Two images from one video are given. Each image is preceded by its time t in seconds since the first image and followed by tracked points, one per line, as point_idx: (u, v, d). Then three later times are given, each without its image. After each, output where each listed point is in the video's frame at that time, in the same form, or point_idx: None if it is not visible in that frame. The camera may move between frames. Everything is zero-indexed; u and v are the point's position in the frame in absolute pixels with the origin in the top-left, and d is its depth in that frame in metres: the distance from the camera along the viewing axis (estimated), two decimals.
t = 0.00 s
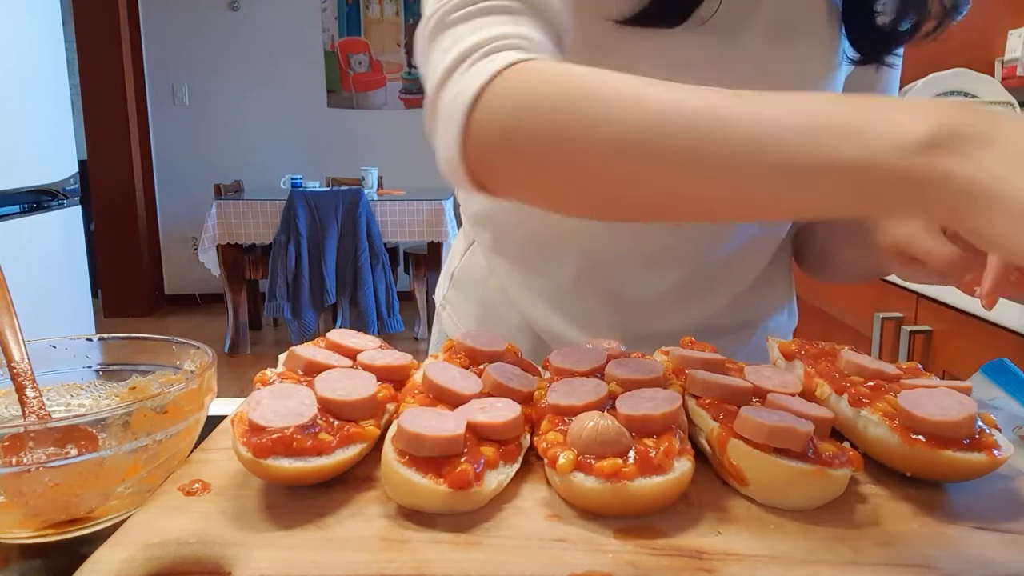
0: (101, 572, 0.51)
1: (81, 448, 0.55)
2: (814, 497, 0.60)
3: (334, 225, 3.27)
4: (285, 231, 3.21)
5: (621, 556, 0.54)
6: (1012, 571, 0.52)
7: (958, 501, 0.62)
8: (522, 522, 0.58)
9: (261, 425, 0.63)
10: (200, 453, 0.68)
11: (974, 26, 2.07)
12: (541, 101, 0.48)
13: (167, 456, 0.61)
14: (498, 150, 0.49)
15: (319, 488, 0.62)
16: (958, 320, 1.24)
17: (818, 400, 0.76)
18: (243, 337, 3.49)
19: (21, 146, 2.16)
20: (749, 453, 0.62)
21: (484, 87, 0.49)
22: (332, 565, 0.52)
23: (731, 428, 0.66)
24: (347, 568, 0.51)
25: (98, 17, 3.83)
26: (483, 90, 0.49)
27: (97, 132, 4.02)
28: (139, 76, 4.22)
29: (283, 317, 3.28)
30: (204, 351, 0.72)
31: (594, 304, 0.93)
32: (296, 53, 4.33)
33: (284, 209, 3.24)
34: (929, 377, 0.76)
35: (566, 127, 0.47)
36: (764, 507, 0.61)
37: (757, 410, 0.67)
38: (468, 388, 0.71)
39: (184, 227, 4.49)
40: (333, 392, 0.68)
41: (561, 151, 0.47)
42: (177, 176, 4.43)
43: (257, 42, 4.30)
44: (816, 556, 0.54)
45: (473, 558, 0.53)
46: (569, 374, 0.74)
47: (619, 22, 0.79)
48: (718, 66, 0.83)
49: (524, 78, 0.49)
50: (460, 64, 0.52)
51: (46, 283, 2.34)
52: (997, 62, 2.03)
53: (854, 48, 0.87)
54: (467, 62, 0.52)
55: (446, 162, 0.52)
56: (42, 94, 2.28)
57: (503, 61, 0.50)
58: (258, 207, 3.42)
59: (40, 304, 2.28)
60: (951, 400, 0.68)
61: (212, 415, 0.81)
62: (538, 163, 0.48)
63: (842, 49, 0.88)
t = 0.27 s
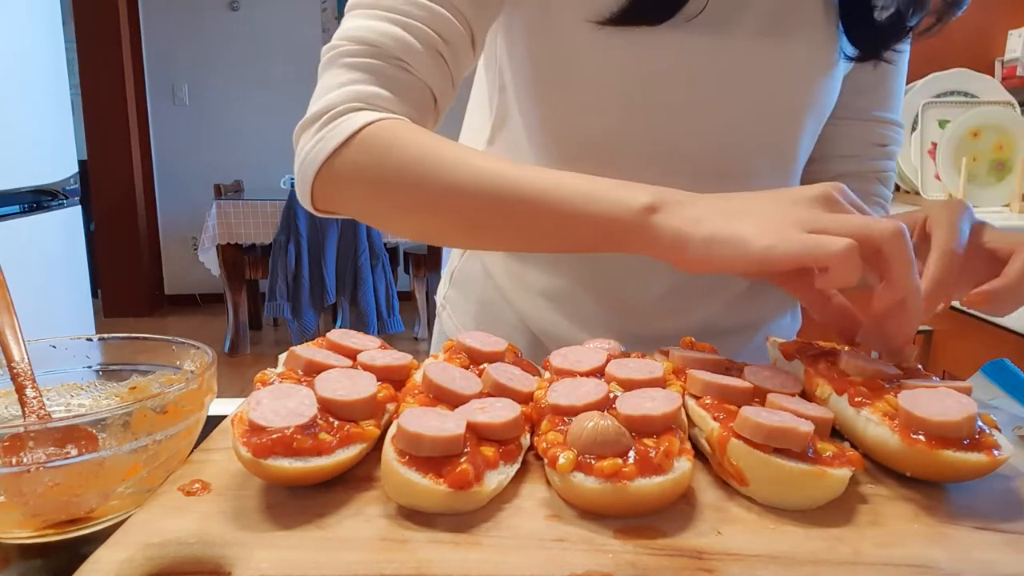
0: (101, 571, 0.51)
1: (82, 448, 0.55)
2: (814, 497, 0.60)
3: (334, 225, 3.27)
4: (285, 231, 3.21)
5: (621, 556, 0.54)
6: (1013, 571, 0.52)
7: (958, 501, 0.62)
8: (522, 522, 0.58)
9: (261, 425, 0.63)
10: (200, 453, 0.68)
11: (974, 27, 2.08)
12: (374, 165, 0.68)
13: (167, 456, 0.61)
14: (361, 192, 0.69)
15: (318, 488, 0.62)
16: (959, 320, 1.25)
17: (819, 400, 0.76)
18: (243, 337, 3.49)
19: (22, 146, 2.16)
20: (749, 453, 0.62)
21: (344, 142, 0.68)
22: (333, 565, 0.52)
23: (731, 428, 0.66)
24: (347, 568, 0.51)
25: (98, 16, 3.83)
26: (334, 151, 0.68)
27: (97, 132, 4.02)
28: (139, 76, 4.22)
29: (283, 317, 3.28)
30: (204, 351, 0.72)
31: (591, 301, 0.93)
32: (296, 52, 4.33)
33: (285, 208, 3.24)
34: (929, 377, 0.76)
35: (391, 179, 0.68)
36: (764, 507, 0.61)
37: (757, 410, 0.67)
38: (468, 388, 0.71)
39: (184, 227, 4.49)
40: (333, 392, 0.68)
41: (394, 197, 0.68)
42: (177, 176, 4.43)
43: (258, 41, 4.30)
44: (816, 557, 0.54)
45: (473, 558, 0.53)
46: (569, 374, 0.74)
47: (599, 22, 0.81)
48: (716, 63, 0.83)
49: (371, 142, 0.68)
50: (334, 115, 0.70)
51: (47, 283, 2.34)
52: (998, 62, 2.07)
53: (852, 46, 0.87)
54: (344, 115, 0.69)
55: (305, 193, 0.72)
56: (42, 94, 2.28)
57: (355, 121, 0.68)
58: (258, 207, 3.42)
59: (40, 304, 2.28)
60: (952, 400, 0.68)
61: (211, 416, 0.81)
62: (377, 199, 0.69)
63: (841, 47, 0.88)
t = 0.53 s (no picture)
0: (101, 571, 0.51)
1: (82, 448, 0.55)
2: (813, 497, 0.60)
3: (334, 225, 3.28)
4: (285, 231, 3.21)
5: (621, 556, 0.54)
6: (1013, 571, 0.52)
7: (958, 501, 0.62)
8: (523, 522, 0.58)
9: (260, 425, 0.63)
10: (200, 453, 0.68)
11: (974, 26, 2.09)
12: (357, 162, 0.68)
13: (167, 456, 0.61)
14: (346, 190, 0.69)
15: (319, 488, 0.62)
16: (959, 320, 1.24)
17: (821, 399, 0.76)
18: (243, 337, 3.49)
19: (22, 146, 2.16)
20: (749, 453, 0.62)
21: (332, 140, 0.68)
22: (333, 565, 0.52)
23: (731, 428, 0.66)
24: (347, 568, 0.51)
25: (98, 16, 3.83)
26: (322, 148, 0.69)
27: (97, 132, 4.02)
28: (139, 76, 4.22)
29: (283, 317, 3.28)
30: (204, 351, 0.72)
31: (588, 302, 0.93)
32: (296, 52, 4.33)
33: (284, 209, 3.24)
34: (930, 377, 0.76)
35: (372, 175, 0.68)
36: (764, 507, 0.61)
37: (757, 410, 0.67)
38: (469, 388, 0.71)
39: (184, 227, 4.49)
40: (333, 392, 0.68)
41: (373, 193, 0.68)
42: (177, 175, 4.43)
43: (257, 41, 4.30)
44: (816, 557, 0.54)
45: (473, 558, 0.53)
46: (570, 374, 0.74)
47: (597, 24, 0.81)
48: (715, 63, 0.84)
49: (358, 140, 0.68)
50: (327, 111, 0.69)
51: (47, 283, 2.34)
52: (998, 62, 2.07)
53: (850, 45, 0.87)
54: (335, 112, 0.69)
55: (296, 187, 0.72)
56: (42, 94, 2.28)
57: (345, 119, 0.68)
58: (258, 207, 3.42)
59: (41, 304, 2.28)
60: (953, 399, 0.67)
61: (212, 415, 0.81)
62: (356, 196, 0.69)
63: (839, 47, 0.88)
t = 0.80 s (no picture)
0: (101, 571, 0.51)
1: (82, 448, 0.55)
2: (813, 497, 0.60)
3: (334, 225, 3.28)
4: (285, 231, 3.21)
5: (621, 556, 0.54)
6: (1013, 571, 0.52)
7: (958, 501, 0.62)
8: (522, 522, 0.58)
9: (260, 425, 0.63)
10: (200, 453, 0.68)
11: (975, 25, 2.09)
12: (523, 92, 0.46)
13: (167, 456, 0.61)
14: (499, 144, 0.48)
15: (319, 488, 0.62)
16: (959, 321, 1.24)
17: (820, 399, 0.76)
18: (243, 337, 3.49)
19: (22, 147, 2.16)
20: (749, 453, 0.62)
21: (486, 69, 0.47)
22: (333, 565, 0.52)
23: (731, 427, 0.66)
24: (347, 567, 0.51)
25: (98, 17, 3.83)
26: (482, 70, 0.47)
27: (97, 132, 4.02)
28: (139, 76, 4.22)
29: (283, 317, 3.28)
30: (204, 351, 0.72)
31: (588, 301, 0.93)
32: (296, 52, 4.33)
33: (284, 209, 3.24)
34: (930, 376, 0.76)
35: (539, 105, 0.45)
36: (764, 507, 0.61)
37: (757, 410, 0.67)
38: (468, 388, 0.71)
39: (184, 227, 4.49)
40: (333, 392, 0.68)
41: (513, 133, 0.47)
42: (177, 175, 4.43)
43: (257, 41, 4.30)
44: (816, 556, 0.54)
45: (473, 558, 0.53)
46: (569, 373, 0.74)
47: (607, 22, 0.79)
48: (716, 63, 0.83)
49: (515, 62, 0.47)
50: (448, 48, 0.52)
51: (47, 283, 2.34)
52: (998, 62, 2.05)
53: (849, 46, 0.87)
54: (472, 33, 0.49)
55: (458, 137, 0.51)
56: (43, 94, 2.28)
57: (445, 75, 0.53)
58: (258, 207, 3.42)
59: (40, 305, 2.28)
60: (953, 399, 0.67)
61: (212, 415, 0.81)
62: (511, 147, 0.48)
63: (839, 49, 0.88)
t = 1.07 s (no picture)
0: (101, 571, 0.51)
1: (81, 448, 0.55)
2: (813, 497, 0.60)
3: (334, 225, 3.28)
4: (285, 231, 3.21)
5: (621, 555, 0.54)
6: (1013, 571, 0.52)
7: (958, 501, 0.62)
8: (522, 522, 0.58)
9: (260, 425, 0.63)
10: (200, 453, 0.68)
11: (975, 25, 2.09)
12: (503, 92, 0.50)
13: (167, 456, 0.61)
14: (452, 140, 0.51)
15: (319, 488, 0.62)
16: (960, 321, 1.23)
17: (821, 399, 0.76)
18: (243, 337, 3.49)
19: (22, 146, 2.16)
20: (749, 453, 0.62)
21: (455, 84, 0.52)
22: (333, 565, 0.52)
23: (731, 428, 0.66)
24: (347, 568, 0.51)
25: (98, 17, 3.83)
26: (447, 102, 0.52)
27: (97, 132, 4.02)
28: (139, 76, 4.22)
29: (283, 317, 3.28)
30: (204, 351, 0.72)
31: (589, 302, 0.93)
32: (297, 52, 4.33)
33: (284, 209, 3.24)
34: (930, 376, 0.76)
35: (502, 127, 0.49)
36: (764, 507, 0.61)
37: (757, 410, 0.67)
38: (468, 388, 0.71)
39: (184, 227, 4.49)
40: (333, 392, 0.68)
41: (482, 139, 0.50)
42: (177, 175, 4.43)
43: (257, 41, 4.30)
44: (817, 556, 0.54)
45: (473, 558, 0.53)
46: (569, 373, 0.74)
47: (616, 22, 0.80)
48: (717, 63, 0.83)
49: (479, 86, 0.51)
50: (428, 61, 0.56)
51: (47, 283, 2.34)
52: (997, 61, 2.03)
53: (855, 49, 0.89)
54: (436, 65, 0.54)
55: (424, 162, 0.53)
56: (43, 94, 2.28)
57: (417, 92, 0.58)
58: (258, 207, 3.42)
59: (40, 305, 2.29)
60: (952, 399, 0.68)
61: (212, 415, 0.81)
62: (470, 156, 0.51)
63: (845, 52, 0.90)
